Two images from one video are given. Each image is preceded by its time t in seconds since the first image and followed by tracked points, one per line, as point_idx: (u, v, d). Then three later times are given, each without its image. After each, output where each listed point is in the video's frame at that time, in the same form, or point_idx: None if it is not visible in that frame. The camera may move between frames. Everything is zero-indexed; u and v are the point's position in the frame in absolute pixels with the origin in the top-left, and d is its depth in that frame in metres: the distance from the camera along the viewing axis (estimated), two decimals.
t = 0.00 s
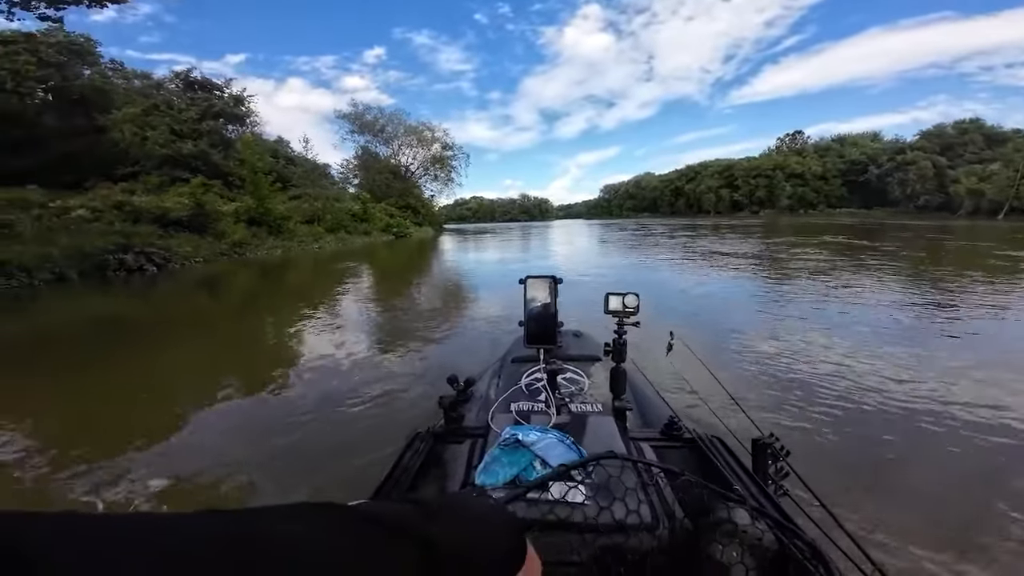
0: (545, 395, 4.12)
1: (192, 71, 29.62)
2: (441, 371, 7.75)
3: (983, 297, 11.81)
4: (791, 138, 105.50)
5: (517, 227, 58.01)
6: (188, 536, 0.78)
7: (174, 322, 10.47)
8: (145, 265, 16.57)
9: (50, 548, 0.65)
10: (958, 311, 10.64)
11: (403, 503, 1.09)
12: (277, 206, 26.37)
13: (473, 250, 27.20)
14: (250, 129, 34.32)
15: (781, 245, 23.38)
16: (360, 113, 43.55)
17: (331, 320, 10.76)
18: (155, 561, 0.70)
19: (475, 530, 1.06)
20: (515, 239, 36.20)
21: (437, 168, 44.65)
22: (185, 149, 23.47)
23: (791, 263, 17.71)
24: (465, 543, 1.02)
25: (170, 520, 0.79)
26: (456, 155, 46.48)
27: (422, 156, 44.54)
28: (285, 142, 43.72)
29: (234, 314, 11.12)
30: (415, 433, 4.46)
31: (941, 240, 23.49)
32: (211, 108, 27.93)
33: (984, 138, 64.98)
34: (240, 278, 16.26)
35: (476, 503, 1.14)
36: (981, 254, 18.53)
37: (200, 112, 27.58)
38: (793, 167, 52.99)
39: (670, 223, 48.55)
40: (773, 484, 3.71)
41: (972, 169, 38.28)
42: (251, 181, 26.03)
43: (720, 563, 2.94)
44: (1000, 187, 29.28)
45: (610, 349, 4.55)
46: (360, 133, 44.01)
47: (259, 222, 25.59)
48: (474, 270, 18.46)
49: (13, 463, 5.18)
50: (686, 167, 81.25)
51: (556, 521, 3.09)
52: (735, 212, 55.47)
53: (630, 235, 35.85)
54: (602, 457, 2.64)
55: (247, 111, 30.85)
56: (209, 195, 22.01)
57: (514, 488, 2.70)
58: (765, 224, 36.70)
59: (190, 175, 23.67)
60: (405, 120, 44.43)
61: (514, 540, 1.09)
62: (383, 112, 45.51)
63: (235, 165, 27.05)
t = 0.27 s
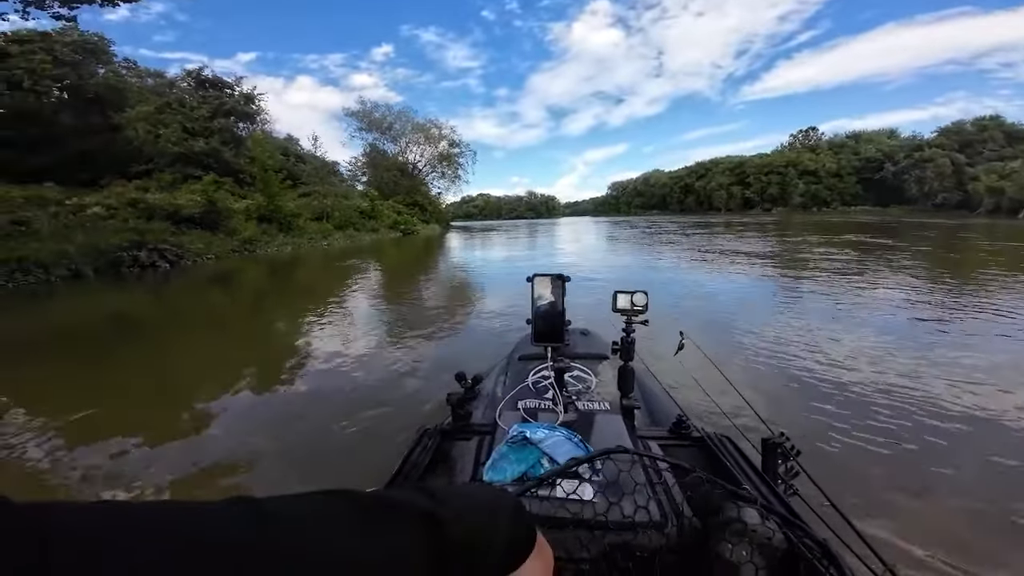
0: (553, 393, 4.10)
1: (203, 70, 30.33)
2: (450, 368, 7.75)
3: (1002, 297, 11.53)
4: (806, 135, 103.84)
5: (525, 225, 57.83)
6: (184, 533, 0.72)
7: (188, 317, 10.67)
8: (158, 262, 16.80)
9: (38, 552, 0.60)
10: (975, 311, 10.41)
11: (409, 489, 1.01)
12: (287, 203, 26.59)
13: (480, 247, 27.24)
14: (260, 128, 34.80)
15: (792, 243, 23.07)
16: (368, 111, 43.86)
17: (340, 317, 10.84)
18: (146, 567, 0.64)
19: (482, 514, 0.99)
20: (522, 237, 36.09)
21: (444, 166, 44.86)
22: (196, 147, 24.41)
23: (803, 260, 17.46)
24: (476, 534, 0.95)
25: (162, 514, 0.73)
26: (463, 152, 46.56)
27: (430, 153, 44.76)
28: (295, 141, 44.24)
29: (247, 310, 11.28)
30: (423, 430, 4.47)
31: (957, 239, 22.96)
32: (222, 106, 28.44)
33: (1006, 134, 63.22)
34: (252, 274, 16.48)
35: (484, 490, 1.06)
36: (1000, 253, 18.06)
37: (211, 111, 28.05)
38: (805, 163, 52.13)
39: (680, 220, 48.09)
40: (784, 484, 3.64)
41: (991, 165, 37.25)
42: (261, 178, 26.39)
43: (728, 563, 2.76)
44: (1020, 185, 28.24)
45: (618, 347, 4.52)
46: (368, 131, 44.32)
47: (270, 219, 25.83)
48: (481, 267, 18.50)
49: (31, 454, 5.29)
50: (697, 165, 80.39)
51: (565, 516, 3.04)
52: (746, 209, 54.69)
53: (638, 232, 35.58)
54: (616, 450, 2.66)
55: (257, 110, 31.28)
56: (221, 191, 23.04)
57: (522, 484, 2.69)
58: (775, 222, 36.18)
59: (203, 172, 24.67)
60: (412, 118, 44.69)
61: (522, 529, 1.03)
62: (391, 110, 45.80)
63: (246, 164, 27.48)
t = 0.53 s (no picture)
0: (557, 391, 4.09)
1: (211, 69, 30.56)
2: (455, 366, 7.74)
3: (1014, 296, 11.33)
4: (816, 133, 102.59)
5: (530, 223, 57.49)
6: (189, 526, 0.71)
7: (196, 315, 10.76)
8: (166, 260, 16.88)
9: (51, 553, 0.60)
10: (986, 310, 10.25)
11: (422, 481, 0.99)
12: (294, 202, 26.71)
13: (484, 246, 27.21)
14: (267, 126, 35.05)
15: (799, 241, 22.84)
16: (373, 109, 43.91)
17: (345, 315, 10.88)
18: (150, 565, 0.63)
19: (488, 509, 0.97)
20: (527, 235, 35.94)
21: (449, 164, 44.93)
22: (205, 146, 24.77)
23: (811, 259, 17.26)
24: (482, 530, 0.92)
25: (176, 513, 0.72)
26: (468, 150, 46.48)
27: (434, 151, 44.84)
28: (301, 139, 44.52)
29: (256, 308, 11.37)
30: (427, 427, 4.47)
31: (969, 237, 22.56)
32: (229, 105, 28.72)
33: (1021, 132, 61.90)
34: (259, 272, 16.59)
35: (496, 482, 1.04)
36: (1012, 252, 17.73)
37: (218, 110, 28.31)
38: (815, 161, 51.34)
39: (686, 218, 47.68)
40: (789, 483, 3.62)
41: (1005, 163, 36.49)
42: (267, 177, 26.58)
43: (736, 562, 2.82)
44: None
45: (623, 346, 4.50)
46: (374, 130, 44.46)
47: (276, 217, 25.94)
48: (486, 265, 18.50)
49: (44, 450, 5.35)
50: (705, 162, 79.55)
51: (571, 514, 3.03)
52: (754, 207, 53.96)
53: (645, 230, 35.32)
54: (623, 447, 2.67)
55: (264, 108, 31.50)
56: (229, 189, 23.38)
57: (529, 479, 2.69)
58: (783, 220, 35.69)
59: (210, 171, 25.04)
60: (417, 116, 44.81)
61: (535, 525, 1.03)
62: (397, 108, 45.94)
63: (252, 162, 27.74)
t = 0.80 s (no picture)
0: (564, 389, 4.06)
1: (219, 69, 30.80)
2: (460, 364, 7.76)
3: None
4: (826, 131, 101.42)
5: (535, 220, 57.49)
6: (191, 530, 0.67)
7: (205, 312, 10.88)
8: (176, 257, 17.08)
9: (51, 557, 0.56)
10: (999, 310, 10.09)
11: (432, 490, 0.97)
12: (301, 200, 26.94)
13: (489, 244, 27.24)
14: (274, 125, 35.35)
15: (806, 239, 22.61)
16: (379, 108, 44.14)
17: (351, 312, 10.94)
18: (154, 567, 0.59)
19: (502, 518, 0.93)
20: (531, 233, 35.89)
21: (454, 162, 45.09)
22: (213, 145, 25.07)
23: (819, 258, 17.08)
24: (498, 535, 0.90)
25: (177, 515, 0.67)
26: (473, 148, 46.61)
27: (440, 150, 45.02)
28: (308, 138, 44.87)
29: (263, 305, 11.46)
30: (433, 423, 4.46)
31: (982, 235, 22.19)
32: (237, 104, 29.05)
33: None
34: (266, 270, 16.74)
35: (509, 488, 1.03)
36: None
37: (227, 109, 28.61)
38: (823, 159, 50.81)
39: (692, 216, 47.38)
40: (797, 483, 3.60)
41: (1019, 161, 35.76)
42: (275, 175, 26.82)
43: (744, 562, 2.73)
44: None
45: (630, 344, 4.47)
46: (380, 128, 44.71)
47: (283, 215, 26.16)
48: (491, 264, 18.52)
49: (55, 445, 5.41)
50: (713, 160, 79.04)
51: (577, 512, 2.94)
52: (762, 205, 53.51)
53: (650, 228, 35.18)
54: (630, 446, 2.65)
55: (271, 107, 31.80)
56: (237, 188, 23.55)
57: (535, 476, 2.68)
58: (790, 218, 35.37)
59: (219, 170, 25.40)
60: (422, 115, 44.95)
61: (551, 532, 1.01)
62: (403, 107, 46.12)
63: (260, 161, 28.02)
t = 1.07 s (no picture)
0: (569, 386, 4.04)
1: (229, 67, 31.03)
2: (466, 362, 7.77)
3: None
4: (839, 128, 99.90)
5: (542, 218, 57.26)
6: (210, 528, 0.73)
7: (214, 309, 11.01)
8: (186, 256, 17.24)
9: (71, 559, 0.61)
10: (1013, 309, 9.91)
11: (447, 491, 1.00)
12: (310, 199, 27.15)
13: (495, 242, 27.21)
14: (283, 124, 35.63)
15: (816, 237, 22.28)
16: (386, 106, 44.29)
17: (358, 309, 11.00)
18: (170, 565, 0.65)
19: (514, 519, 0.96)
20: (537, 231, 35.80)
21: (460, 160, 45.17)
22: (223, 144, 25.32)
23: (830, 256, 16.86)
24: (512, 542, 0.92)
25: (195, 516, 0.73)
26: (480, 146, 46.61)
27: (446, 148, 45.10)
28: (316, 137, 45.14)
29: (272, 302, 11.58)
30: (439, 420, 4.47)
31: (997, 234, 21.73)
32: (246, 103, 29.34)
33: None
34: (275, 267, 16.90)
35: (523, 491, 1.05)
36: None
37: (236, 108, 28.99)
38: (836, 155, 49.96)
39: (700, 213, 46.90)
40: (805, 482, 3.56)
41: None
42: (283, 174, 27.06)
43: (750, 560, 2.85)
44: None
45: (636, 342, 4.44)
46: (387, 126, 44.88)
47: (292, 214, 26.36)
48: (496, 261, 18.52)
49: (70, 440, 5.49)
50: (723, 158, 78.21)
51: (581, 507, 2.93)
52: (772, 202, 52.71)
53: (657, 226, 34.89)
54: (635, 443, 2.63)
55: (280, 106, 32.07)
56: (246, 186, 23.74)
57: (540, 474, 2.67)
58: (800, 216, 34.83)
59: (229, 168, 25.65)
60: (429, 113, 45.03)
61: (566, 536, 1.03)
62: (410, 105, 46.23)
63: (269, 159, 28.31)
